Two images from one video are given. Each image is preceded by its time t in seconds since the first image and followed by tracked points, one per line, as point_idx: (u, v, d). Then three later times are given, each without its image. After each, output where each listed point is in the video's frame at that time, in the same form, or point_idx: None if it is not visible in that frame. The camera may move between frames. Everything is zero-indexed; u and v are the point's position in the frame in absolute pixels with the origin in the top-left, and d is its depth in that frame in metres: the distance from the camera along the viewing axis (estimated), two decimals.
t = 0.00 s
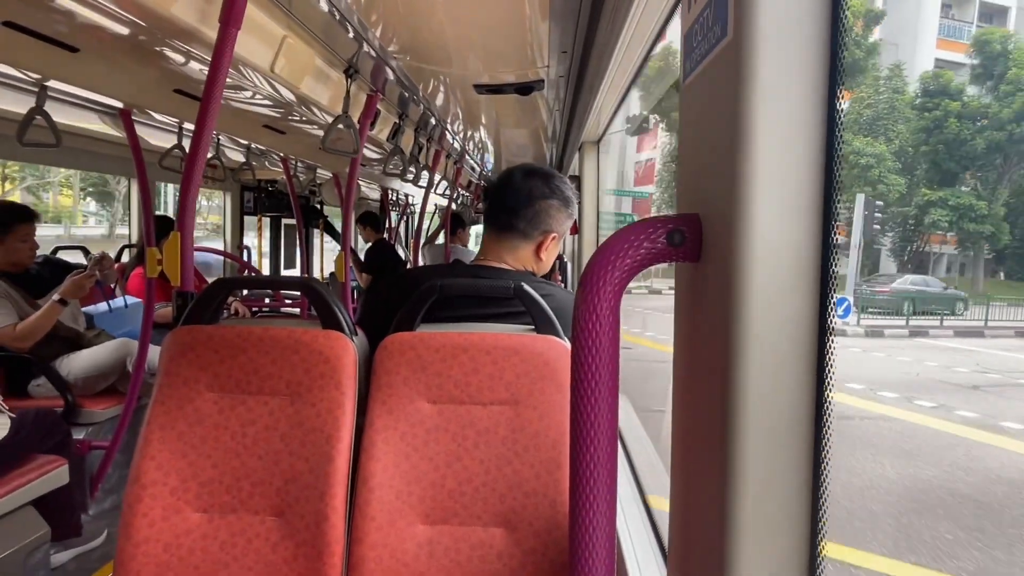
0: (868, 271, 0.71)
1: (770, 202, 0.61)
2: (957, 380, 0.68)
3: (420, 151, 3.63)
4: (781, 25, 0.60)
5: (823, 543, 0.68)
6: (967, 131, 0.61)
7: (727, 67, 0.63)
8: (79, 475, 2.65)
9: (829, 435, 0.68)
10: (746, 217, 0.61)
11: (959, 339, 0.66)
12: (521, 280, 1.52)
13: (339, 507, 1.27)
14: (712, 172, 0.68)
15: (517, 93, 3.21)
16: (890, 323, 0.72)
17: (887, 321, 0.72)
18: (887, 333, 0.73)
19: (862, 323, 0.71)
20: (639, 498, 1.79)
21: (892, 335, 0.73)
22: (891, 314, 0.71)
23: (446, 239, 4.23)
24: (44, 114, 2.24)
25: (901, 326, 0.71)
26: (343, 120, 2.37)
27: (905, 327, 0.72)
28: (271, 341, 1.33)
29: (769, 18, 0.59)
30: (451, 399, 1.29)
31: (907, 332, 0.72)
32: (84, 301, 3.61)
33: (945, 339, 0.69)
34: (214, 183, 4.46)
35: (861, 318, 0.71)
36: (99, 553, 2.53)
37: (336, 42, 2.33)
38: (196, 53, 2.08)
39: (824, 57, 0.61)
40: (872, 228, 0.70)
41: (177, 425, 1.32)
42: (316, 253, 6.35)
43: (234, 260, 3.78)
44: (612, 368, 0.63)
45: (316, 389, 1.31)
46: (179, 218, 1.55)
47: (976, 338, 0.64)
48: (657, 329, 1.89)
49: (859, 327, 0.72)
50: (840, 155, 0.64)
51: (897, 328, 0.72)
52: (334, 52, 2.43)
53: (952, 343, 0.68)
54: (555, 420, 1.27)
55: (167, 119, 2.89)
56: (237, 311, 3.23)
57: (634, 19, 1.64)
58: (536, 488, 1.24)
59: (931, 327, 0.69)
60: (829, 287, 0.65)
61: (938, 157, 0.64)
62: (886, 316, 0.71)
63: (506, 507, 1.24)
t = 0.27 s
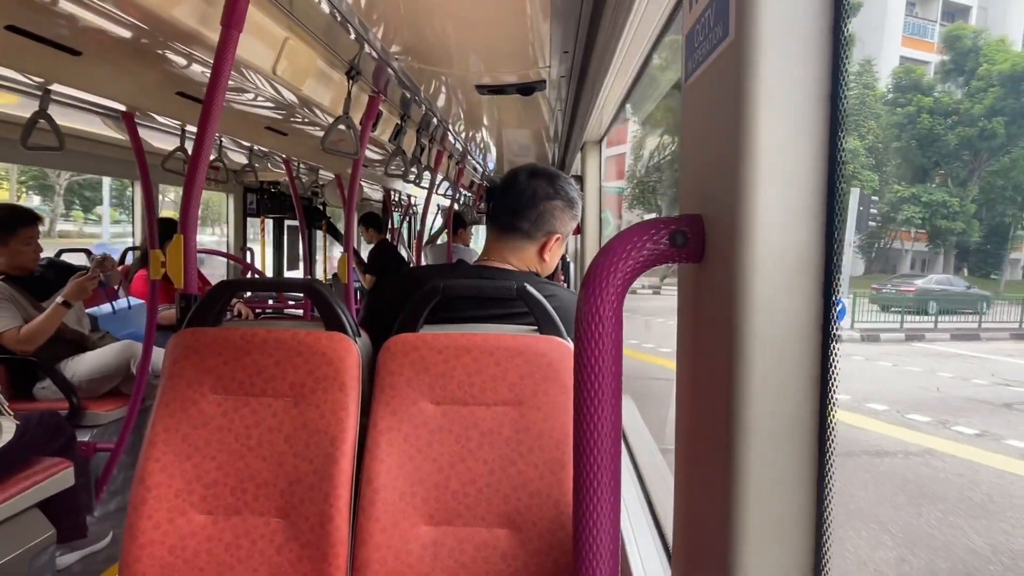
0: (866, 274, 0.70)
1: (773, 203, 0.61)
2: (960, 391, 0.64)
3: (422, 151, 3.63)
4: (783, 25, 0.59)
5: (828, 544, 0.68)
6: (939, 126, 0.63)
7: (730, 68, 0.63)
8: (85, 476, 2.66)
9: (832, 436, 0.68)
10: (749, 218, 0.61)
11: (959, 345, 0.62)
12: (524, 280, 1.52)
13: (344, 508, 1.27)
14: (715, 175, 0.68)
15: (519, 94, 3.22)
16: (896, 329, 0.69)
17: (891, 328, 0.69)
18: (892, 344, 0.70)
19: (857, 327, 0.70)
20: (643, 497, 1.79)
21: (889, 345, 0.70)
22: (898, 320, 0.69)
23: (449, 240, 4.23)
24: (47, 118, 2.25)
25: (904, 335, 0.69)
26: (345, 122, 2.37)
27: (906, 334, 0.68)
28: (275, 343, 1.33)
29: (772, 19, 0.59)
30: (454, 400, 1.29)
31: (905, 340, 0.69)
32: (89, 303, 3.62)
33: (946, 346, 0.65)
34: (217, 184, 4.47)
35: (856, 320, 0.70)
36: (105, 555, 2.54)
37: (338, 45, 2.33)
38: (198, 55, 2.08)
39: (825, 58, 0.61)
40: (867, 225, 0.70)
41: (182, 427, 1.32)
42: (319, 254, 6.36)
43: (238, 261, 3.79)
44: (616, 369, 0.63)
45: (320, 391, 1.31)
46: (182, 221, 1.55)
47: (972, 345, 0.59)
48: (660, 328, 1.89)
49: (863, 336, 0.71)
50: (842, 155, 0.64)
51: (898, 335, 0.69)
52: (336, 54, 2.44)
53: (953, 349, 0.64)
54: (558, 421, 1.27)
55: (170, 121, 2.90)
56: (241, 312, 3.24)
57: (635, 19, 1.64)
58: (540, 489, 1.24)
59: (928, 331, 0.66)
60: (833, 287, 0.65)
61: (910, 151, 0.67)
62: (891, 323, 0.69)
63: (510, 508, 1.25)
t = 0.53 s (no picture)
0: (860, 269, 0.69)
1: (776, 202, 0.61)
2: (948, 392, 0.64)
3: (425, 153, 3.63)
4: (785, 25, 0.59)
5: (833, 544, 0.68)
6: (912, 122, 0.65)
7: (733, 68, 0.63)
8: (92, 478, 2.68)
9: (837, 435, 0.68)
10: (753, 217, 0.61)
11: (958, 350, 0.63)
12: (528, 280, 1.52)
13: (349, 509, 1.28)
14: (718, 175, 0.68)
15: (521, 95, 3.22)
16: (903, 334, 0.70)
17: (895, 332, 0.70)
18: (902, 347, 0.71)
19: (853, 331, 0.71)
20: (649, 498, 1.78)
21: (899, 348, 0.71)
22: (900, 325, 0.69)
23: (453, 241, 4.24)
24: (52, 122, 2.26)
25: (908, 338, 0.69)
26: (347, 123, 2.37)
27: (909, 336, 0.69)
28: (280, 345, 1.34)
29: (774, 18, 0.59)
30: (459, 400, 1.29)
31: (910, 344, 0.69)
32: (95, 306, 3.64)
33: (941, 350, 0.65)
34: (221, 187, 4.49)
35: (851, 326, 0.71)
36: (113, 557, 2.55)
37: (340, 47, 2.34)
38: (201, 58, 2.09)
39: (828, 57, 0.61)
40: (866, 220, 0.69)
41: (188, 429, 1.33)
42: (324, 255, 6.37)
43: (242, 263, 3.80)
44: (619, 370, 0.63)
45: (325, 392, 1.32)
46: (187, 224, 1.56)
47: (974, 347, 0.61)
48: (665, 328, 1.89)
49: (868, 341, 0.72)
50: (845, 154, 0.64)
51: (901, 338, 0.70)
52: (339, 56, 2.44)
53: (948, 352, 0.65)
54: (563, 421, 1.26)
55: (174, 124, 2.91)
56: (246, 314, 3.25)
57: (637, 18, 1.64)
58: (545, 489, 1.24)
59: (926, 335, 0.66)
60: (837, 286, 0.65)
61: (881, 148, 0.68)
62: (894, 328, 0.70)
63: (515, 508, 1.25)
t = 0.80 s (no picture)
0: (866, 266, 0.69)
1: (779, 202, 0.61)
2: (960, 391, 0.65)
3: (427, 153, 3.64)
4: (786, 25, 0.59)
5: (836, 542, 0.68)
6: (881, 117, 0.68)
7: (735, 68, 0.63)
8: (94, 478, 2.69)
9: (840, 435, 0.68)
10: (755, 217, 0.60)
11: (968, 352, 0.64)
12: (530, 280, 1.52)
13: (352, 509, 1.28)
14: (720, 175, 0.68)
15: (523, 95, 3.22)
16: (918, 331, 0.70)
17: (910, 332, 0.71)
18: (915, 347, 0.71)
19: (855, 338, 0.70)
20: (652, 498, 1.78)
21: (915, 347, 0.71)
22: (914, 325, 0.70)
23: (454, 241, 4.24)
24: (55, 123, 2.26)
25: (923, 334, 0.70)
26: (349, 124, 2.37)
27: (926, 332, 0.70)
28: (282, 345, 1.34)
29: (776, 17, 0.59)
30: (462, 400, 1.29)
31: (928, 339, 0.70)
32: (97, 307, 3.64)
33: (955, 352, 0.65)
34: (223, 188, 4.50)
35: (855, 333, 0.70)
36: (116, 557, 2.56)
37: (342, 47, 2.34)
38: (204, 60, 2.09)
39: (830, 56, 0.61)
40: (864, 217, 0.68)
41: (191, 430, 1.33)
42: (325, 256, 6.38)
43: (244, 264, 3.81)
44: (622, 369, 0.63)
45: (328, 392, 1.32)
46: (189, 225, 1.56)
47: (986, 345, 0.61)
48: (667, 328, 1.89)
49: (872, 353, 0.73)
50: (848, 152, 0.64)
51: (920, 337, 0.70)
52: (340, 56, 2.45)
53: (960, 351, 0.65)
54: (566, 421, 1.26)
55: (176, 125, 2.91)
56: (248, 315, 3.25)
57: (639, 19, 1.64)
58: (548, 489, 1.24)
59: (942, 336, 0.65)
60: (838, 284, 0.65)
61: (855, 144, 0.67)
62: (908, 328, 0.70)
63: (518, 508, 1.25)
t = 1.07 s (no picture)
0: (869, 265, 0.68)
1: (782, 203, 0.61)
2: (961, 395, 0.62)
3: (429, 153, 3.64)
4: (789, 25, 0.59)
5: (838, 543, 0.68)
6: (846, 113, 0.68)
7: (737, 69, 0.63)
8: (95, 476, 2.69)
9: (842, 436, 0.67)
10: (758, 217, 0.60)
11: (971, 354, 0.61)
12: (531, 280, 1.52)
13: (353, 509, 1.28)
14: (722, 176, 0.68)
15: (525, 94, 3.22)
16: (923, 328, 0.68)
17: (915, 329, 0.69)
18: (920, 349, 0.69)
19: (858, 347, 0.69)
20: (653, 498, 1.78)
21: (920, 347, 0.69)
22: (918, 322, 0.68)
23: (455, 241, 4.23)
24: (57, 122, 2.27)
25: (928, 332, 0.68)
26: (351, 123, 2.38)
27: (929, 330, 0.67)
28: (284, 344, 1.34)
29: (778, 19, 0.59)
30: (463, 400, 1.29)
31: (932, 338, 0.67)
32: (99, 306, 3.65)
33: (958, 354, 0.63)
34: (226, 187, 4.50)
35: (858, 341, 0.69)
36: (118, 555, 2.56)
37: (344, 46, 2.34)
38: (206, 59, 2.09)
39: (834, 55, 0.61)
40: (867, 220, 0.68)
41: (192, 429, 1.33)
42: (327, 255, 6.39)
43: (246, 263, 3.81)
44: (624, 369, 0.63)
45: (329, 392, 1.32)
46: (191, 224, 1.56)
47: (986, 349, 0.59)
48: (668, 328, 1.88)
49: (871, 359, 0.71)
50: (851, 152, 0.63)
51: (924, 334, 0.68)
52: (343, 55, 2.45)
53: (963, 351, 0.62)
54: (567, 420, 1.26)
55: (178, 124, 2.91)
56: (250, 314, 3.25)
57: (642, 18, 1.64)
58: (549, 489, 1.24)
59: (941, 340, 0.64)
60: (841, 285, 0.65)
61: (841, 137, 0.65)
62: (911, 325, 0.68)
63: (519, 508, 1.25)
